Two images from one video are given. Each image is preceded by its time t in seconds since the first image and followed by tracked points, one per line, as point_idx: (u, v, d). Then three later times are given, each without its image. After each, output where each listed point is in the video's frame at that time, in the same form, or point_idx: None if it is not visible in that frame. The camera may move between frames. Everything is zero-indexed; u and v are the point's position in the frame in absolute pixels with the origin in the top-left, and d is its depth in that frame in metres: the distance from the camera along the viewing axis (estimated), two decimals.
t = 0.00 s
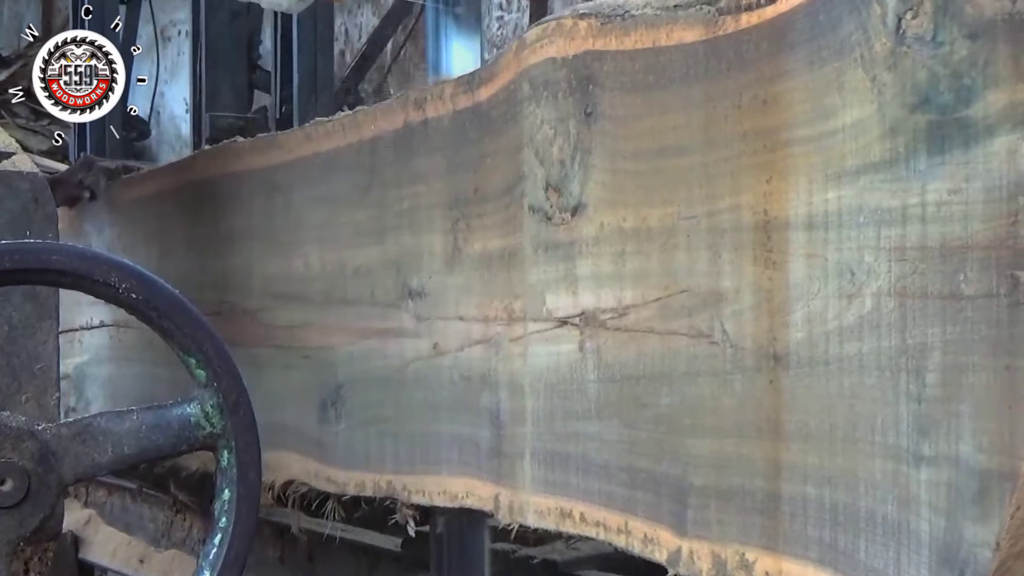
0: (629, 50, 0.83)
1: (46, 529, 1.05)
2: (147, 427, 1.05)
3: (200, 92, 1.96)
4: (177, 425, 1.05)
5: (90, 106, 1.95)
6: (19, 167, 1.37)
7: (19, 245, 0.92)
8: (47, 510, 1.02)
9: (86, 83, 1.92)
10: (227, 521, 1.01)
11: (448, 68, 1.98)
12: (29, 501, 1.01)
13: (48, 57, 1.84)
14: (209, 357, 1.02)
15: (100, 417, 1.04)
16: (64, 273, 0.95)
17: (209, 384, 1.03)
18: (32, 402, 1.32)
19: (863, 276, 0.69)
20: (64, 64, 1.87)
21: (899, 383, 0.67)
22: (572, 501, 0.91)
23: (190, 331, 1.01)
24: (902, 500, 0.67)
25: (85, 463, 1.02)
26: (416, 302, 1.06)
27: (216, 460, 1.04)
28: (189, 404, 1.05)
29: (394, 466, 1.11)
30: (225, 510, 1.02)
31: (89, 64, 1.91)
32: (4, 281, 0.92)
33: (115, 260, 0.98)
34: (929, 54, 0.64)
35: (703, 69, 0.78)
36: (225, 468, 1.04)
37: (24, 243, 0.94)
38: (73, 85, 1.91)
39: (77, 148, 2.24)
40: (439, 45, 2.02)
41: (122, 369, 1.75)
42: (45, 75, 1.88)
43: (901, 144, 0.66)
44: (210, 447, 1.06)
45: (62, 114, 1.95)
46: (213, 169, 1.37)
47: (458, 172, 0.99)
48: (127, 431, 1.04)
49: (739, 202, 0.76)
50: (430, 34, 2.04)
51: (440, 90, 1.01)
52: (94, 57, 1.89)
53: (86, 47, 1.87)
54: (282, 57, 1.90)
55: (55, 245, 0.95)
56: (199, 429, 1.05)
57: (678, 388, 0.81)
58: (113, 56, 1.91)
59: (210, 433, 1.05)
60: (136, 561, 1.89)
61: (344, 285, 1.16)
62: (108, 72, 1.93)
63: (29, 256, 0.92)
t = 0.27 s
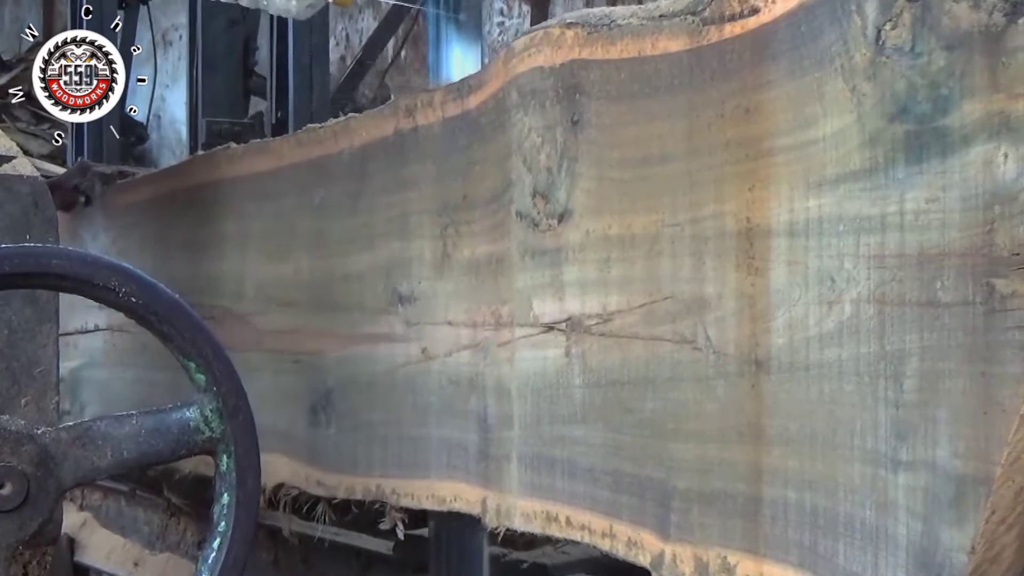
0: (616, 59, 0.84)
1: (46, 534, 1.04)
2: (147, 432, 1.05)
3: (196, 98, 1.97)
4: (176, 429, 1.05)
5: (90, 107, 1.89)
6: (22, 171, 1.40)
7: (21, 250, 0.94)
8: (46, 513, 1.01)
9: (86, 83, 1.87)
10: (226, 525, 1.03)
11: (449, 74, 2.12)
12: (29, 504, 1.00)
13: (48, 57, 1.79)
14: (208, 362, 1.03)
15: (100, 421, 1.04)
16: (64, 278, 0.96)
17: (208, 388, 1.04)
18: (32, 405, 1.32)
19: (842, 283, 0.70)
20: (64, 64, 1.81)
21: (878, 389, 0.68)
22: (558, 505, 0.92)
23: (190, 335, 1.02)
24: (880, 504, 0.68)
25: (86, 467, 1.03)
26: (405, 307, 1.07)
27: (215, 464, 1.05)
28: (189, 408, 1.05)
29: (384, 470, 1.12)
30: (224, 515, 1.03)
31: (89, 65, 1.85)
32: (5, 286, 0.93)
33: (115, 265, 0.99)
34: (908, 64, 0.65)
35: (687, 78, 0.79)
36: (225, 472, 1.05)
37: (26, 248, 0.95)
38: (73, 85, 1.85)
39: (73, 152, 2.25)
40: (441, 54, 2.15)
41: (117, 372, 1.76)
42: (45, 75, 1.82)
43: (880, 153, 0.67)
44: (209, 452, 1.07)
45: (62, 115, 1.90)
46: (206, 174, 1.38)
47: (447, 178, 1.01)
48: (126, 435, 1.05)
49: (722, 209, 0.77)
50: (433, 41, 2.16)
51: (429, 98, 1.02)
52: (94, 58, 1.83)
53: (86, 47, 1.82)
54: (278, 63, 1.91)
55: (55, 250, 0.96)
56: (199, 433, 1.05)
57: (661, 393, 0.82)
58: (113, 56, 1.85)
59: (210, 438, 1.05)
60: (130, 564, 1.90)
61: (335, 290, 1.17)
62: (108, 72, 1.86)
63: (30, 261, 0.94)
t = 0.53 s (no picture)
0: (597, 67, 0.86)
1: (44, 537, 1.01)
2: (147, 435, 1.03)
3: (191, 103, 1.98)
4: (176, 433, 1.03)
5: (90, 107, 1.82)
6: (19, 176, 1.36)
7: (19, 252, 0.91)
8: (45, 518, 0.98)
9: (86, 82, 1.79)
10: (225, 529, 1.00)
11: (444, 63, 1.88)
12: (28, 507, 0.97)
13: (47, 57, 1.73)
14: (208, 366, 1.00)
15: (99, 425, 1.01)
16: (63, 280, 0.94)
17: (208, 392, 1.02)
18: (31, 410, 1.32)
19: (816, 289, 0.71)
20: (64, 64, 1.74)
21: (850, 393, 0.69)
22: (540, 506, 0.94)
23: (190, 339, 1.00)
24: (852, 505, 0.69)
25: (85, 471, 1.00)
26: (392, 311, 1.09)
27: (215, 468, 1.02)
28: (189, 412, 1.03)
29: (371, 472, 1.13)
30: (224, 518, 1.01)
31: (89, 64, 1.77)
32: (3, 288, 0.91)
33: (115, 267, 0.97)
34: (879, 74, 0.66)
35: (666, 87, 0.80)
36: (224, 476, 1.02)
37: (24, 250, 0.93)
38: (73, 85, 1.78)
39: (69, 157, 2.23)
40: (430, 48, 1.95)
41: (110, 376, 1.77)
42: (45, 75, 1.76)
43: (852, 161, 0.69)
44: (208, 456, 1.04)
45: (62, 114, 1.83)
46: (197, 179, 1.39)
47: (433, 185, 1.02)
48: (126, 440, 1.02)
49: (700, 216, 0.78)
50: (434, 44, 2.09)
51: (415, 105, 1.03)
52: (93, 57, 1.76)
53: (86, 47, 1.75)
54: (271, 68, 1.92)
55: (55, 252, 0.94)
56: (198, 437, 1.03)
57: (641, 397, 0.84)
58: (113, 56, 1.78)
59: (210, 442, 1.03)
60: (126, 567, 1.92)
61: (323, 295, 1.18)
62: (109, 72, 1.79)
63: (28, 263, 0.91)
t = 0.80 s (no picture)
0: (574, 76, 0.87)
1: (43, 542, 1.03)
2: (146, 439, 1.04)
3: (185, 109, 2.00)
4: (175, 437, 1.04)
5: (91, 106, 1.91)
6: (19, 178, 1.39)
7: (18, 256, 0.93)
8: (44, 522, 1.00)
9: (86, 83, 1.88)
10: (224, 534, 1.01)
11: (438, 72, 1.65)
12: (27, 511, 0.99)
13: (48, 57, 1.80)
14: (207, 369, 1.01)
15: (99, 428, 1.02)
16: (63, 284, 0.95)
17: (207, 396, 1.02)
18: (31, 412, 1.34)
19: (784, 294, 0.73)
20: (64, 64, 1.82)
21: (817, 397, 0.71)
22: (518, 507, 0.95)
23: (189, 342, 1.01)
24: (819, 507, 0.70)
25: (83, 474, 1.01)
26: (375, 316, 1.10)
27: (214, 472, 1.03)
28: (188, 416, 1.04)
29: (354, 474, 1.15)
30: (223, 523, 1.02)
31: (89, 64, 1.85)
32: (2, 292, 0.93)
33: (114, 271, 0.98)
34: (845, 85, 0.68)
35: (640, 96, 0.82)
36: (224, 480, 1.04)
37: (24, 254, 0.94)
38: (73, 85, 1.87)
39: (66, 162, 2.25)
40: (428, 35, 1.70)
41: (102, 378, 1.79)
42: (45, 75, 1.84)
43: (819, 170, 0.70)
44: (208, 460, 1.05)
45: (62, 114, 1.92)
46: (187, 185, 1.41)
47: (415, 191, 1.04)
48: (125, 443, 1.03)
49: (674, 223, 0.80)
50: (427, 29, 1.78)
51: (398, 113, 1.05)
52: (94, 57, 1.84)
53: (86, 47, 1.82)
54: (263, 73, 1.93)
55: (55, 256, 0.96)
56: (197, 442, 1.04)
57: (616, 400, 0.85)
58: (113, 56, 1.85)
59: (209, 446, 1.04)
60: (117, 567, 1.87)
61: (308, 299, 1.20)
62: (109, 72, 1.86)
63: (28, 267, 0.93)
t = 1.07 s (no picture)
0: (554, 84, 0.89)
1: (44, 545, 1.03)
2: (147, 443, 1.05)
3: (179, 115, 2.02)
4: (176, 440, 1.05)
5: (90, 107, 1.91)
6: (18, 181, 1.32)
7: (21, 261, 0.93)
8: (45, 525, 1.00)
9: (86, 83, 1.88)
10: (225, 537, 1.04)
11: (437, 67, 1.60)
12: (29, 515, 0.99)
13: (48, 57, 1.80)
14: (208, 373, 1.03)
15: (100, 432, 1.03)
16: (65, 288, 0.96)
17: (208, 400, 1.04)
18: (32, 417, 1.29)
19: (757, 298, 0.74)
20: (64, 64, 1.82)
21: (789, 398, 0.72)
22: (501, 507, 0.97)
23: (190, 346, 1.02)
24: (791, 506, 0.72)
25: (85, 478, 1.01)
26: (362, 320, 1.12)
27: (215, 475, 1.05)
28: (189, 419, 1.05)
29: (342, 475, 1.17)
30: (224, 526, 1.04)
31: (89, 64, 1.85)
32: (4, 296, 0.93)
33: (116, 275, 0.99)
34: (814, 93, 0.69)
35: (618, 104, 0.84)
36: (224, 483, 1.05)
37: (25, 258, 0.94)
38: (73, 85, 1.87)
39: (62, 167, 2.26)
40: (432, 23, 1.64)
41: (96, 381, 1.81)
42: (46, 75, 1.84)
43: (790, 176, 0.72)
44: (208, 463, 1.07)
45: (62, 114, 1.92)
46: (179, 190, 1.43)
47: (400, 197, 1.05)
48: (127, 447, 1.04)
49: (651, 228, 0.82)
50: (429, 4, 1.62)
51: (384, 119, 1.06)
52: (94, 57, 1.83)
53: (86, 47, 1.82)
54: (256, 79, 1.94)
55: (57, 260, 0.96)
56: (199, 445, 1.05)
57: (595, 402, 0.87)
58: (114, 56, 1.85)
59: (210, 449, 1.05)
60: (113, 569, 1.92)
61: (297, 303, 1.21)
62: (108, 72, 1.86)
63: (31, 273, 0.93)
